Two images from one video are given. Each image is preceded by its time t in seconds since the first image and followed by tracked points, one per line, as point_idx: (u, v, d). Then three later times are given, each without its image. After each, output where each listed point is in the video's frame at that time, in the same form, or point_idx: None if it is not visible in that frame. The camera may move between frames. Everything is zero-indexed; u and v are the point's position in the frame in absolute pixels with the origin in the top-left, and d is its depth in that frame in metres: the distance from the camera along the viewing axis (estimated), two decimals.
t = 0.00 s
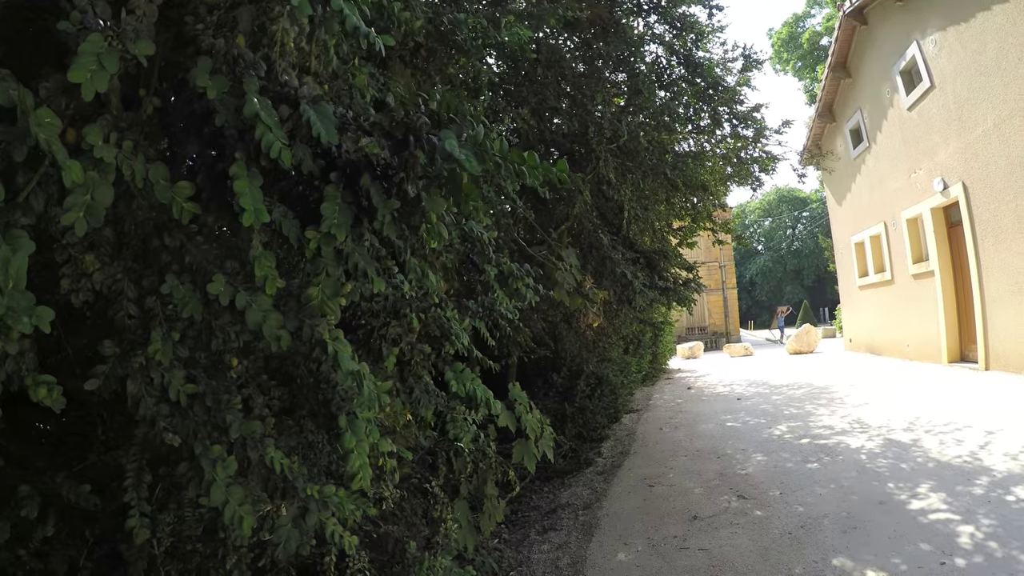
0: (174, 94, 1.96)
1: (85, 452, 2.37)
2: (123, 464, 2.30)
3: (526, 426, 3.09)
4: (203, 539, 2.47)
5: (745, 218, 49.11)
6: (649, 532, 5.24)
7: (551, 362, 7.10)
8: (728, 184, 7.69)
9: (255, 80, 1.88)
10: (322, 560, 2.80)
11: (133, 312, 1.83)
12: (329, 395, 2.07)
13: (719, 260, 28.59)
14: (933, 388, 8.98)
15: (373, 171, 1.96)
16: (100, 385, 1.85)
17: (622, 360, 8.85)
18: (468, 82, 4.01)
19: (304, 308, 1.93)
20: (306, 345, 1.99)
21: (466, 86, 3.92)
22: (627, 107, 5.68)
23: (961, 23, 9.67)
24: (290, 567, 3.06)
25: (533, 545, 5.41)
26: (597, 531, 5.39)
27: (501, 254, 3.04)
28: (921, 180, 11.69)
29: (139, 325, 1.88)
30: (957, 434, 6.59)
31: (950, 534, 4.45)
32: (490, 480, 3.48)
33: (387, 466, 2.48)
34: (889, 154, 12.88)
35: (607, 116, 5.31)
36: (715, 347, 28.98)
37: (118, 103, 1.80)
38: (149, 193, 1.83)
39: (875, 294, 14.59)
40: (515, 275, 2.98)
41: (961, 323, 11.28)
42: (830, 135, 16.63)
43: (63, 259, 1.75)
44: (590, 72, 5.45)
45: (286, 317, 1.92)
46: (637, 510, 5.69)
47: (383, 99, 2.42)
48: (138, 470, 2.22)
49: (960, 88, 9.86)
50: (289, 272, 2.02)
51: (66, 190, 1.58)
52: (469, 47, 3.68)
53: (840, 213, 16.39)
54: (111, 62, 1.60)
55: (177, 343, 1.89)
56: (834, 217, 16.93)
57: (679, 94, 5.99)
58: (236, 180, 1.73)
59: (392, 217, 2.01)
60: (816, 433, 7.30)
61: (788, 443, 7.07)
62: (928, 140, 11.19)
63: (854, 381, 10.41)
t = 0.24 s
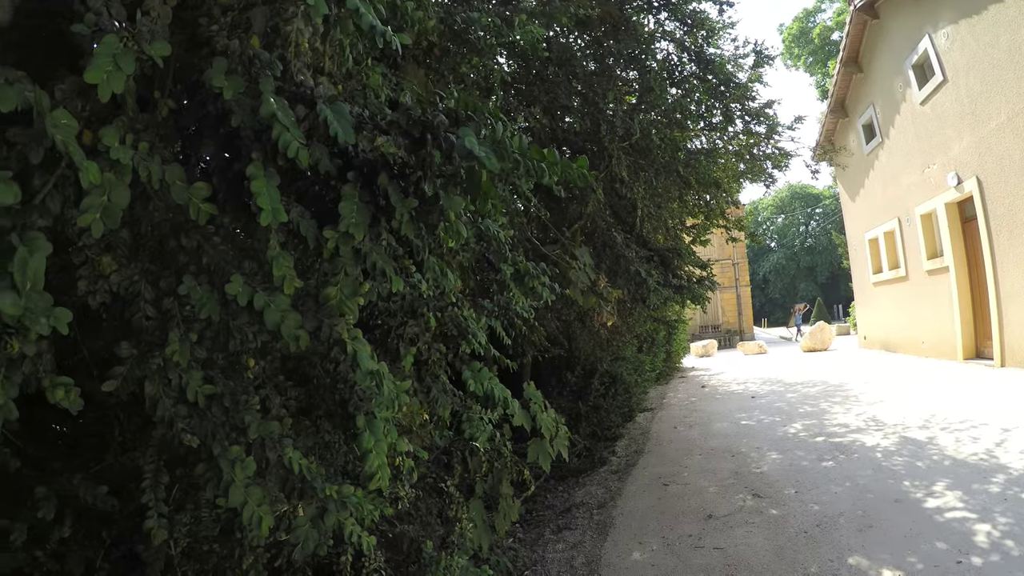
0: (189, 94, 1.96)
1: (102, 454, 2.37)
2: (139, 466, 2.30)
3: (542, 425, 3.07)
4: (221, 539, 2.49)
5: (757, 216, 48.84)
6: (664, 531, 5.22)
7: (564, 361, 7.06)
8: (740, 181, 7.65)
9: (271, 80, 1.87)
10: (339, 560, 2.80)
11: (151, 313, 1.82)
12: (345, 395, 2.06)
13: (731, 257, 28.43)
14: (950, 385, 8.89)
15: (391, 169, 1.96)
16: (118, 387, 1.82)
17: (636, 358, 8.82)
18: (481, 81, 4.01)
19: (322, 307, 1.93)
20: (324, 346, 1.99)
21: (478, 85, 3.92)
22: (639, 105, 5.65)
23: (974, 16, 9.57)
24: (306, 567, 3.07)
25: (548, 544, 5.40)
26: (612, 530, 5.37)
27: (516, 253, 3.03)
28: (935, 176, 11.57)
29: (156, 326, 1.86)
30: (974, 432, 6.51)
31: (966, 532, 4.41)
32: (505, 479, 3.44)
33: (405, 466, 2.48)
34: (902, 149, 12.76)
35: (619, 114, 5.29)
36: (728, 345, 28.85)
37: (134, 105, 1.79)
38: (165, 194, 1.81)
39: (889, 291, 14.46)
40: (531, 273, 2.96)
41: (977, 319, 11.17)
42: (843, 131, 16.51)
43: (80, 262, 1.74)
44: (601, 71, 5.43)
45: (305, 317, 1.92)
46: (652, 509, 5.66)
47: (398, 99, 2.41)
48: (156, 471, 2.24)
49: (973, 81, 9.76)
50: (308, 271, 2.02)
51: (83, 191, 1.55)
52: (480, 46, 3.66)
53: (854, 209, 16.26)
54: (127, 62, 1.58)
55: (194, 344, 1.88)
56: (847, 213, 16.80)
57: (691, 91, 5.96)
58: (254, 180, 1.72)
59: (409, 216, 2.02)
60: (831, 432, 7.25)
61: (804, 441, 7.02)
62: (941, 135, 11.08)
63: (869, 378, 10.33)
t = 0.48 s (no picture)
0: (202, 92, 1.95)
1: (115, 451, 2.42)
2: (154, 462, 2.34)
3: (555, 423, 3.06)
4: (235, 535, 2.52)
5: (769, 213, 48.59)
6: (677, 529, 5.20)
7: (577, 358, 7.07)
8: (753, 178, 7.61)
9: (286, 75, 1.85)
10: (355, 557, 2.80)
11: (166, 310, 1.80)
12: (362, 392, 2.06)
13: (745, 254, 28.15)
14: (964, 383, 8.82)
15: (410, 164, 1.95)
16: (133, 383, 1.81)
17: (648, 356, 8.79)
18: (493, 78, 4.01)
19: (339, 302, 1.95)
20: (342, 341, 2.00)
21: (491, 82, 3.92)
22: (650, 101, 5.64)
23: (987, 9, 9.47)
24: (321, 564, 3.07)
25: (561, 542, 5.39)
26: (625, 528, 5.35)
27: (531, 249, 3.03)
28: (948, 171, 11.47)
29: (171, 324, 1.85)
30: (990, 430, 6.44)
31: (980, 531, 4.37)
32: (518, 477, 3.43)
33: (420, 463, 2.47)
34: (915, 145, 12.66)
35: (631, 111, 5.27)
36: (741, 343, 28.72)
37: (148, 101, 1.78)
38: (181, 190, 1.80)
39: (903, 287, 14.35)
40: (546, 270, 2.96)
41: (992, 316, 11.06)
42: (855, 126, 16.38)
43: (95, 258, 1.73)
44: (612, 67, 5.42)
45: (322, 313, 1.92)
46: (665, 506, 5.65)
47: (412, 94, 2.41)
48: (171, 467, 2.26)
49: (987, 76, 9.65)
50: (324, 267, 2.00)
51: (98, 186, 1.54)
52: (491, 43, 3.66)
53: (867, 206, 16.13)
54: (143, 57, 1.57)
55: (210, 341, 1.87)
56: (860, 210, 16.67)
57: (702, 87, 5.93)
58: (270, 175, 1.72)
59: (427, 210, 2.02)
60: (844, 429, 7.20)
61: (817, 439, 6.98)
62: (954, 130, 10.97)
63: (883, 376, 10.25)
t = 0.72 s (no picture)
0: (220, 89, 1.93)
1: (131, 449, 2.45)
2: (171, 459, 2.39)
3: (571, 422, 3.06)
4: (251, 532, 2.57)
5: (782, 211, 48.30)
6: (690, 528, 5.18)
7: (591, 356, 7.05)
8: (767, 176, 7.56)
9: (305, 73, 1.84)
10: (370, 555, 2.80)
11: (186, 307, 1.79)
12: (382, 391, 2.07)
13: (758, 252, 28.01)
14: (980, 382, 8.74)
15: (431, 161, 1.98)
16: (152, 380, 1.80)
17: (661, 355, 8.76)
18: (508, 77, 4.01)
19: (359, 299, 1.93)
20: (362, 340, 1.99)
21: (506, 80, 3.92)
22: (664, 99, 5.62)
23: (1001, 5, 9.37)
24: (337, 561, 3.07)
25: (575, 541, 5.39)
26: (638, 527, 5.34)
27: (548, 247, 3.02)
28: (963, 169, 11.35)
29: (191, 322, 1.84)
30: (1006, 430, 6.38)
31: (996, 532, 4.33)
32: (532, 475, 3.43)
33: (437, 461, 2.47)
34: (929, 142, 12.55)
35: (644, 109, 5.26)
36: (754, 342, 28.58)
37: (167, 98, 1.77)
38: (200, 189, 1.79)
39: (917, 286, 14.23)
40: (563, 268, 2.98)
41: (1007, 315, 10.94)
42: (869, 124, 16.25)
43: (114, 256, 1.72)
44: (625, 65, 5.40)
45: (342, 310, 1.92)
46: (679, 506, 5.63)
47: (429, 93, 2.40)
48: (189, 465, 2.31)
49: (1001, 72, 9.56)
50: (344, 266, 1.99)
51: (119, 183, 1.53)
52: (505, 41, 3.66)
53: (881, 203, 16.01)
54: (163, 54, 1.57)
55: (229, 339, 1.85)
56: (874, 207, 16.54)
57: (716, 85, 5.91)
58: (290, 172, 1.72)
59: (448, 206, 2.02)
60: (859, 429, 7.15)
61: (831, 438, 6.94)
62: (969, 127, 10.87)
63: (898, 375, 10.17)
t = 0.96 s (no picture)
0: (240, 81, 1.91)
1: (150, 448, 2.50)
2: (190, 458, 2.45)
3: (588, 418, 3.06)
4: (270, 530, 2.63)
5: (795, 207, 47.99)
6: (706, 526, 5.17)
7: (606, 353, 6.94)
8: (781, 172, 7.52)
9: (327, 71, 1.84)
10: (388, 552, 2.86)
11: (208, 306, 1.77)
12: (403, 387, 2.11)
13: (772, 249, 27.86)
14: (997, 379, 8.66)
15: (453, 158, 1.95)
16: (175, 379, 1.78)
17: (676, 352, 8.73)
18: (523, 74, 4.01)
19: (384, 296, 1.95)
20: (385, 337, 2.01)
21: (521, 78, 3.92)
22: (678, 95, 5.60)
23: None
24: (354, 558, 3.09)
25: (590, 538, 5.39)
26: (654, 525, 5.34)
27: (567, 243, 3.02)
28: (979, 163, 11.23)
29: (214, 319, 1.82)
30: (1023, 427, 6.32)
31: (1014, 531, 4.29)
32: (549, 473, 3.44)
33: (457, 458, 2.48)
34: (945, 136, 12.42)
35: (658, 105, 5.26)
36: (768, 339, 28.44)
37: (188, 96, 1.76)
38: (222, 187, 1.79)
39: (933, 282, 14.10)
40: (581, 265, 3.05)
41: None
42: (884, 118, 16.10)
43: (136, 254, 1.68)
44: (638, 62, 5.39)
45: (366, 307, 1.93)
46: (694, 503, 5.62)
47: (446, 89, 2.40)
48: (211, 463, 2.32)
49: (1017, 66, 9.45)
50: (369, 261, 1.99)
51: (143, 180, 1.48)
52: (519, 38, 3.65)
53: (896, 199, 15.87)
54: (187, 50, 1.50)
55: (251, 336, 1.83)
56: (889, 203, 16.40)
57: (729, 81, 5.88)
58: (314, 170, 1.72)
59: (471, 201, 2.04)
60: (874, 426, 7.10)
61: (847, 436, 6.90)
62: (985, 122, 10.75)
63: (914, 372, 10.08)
